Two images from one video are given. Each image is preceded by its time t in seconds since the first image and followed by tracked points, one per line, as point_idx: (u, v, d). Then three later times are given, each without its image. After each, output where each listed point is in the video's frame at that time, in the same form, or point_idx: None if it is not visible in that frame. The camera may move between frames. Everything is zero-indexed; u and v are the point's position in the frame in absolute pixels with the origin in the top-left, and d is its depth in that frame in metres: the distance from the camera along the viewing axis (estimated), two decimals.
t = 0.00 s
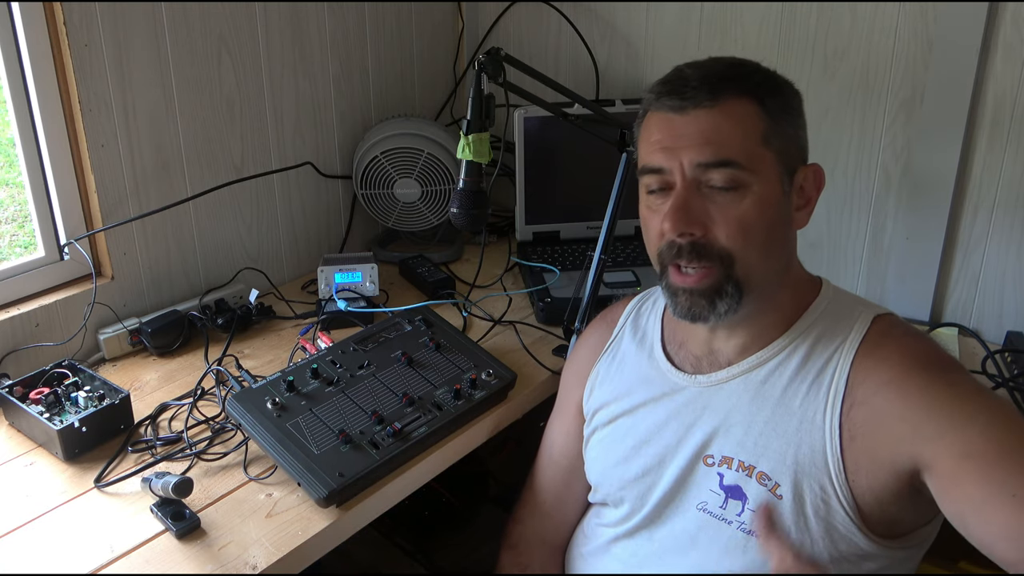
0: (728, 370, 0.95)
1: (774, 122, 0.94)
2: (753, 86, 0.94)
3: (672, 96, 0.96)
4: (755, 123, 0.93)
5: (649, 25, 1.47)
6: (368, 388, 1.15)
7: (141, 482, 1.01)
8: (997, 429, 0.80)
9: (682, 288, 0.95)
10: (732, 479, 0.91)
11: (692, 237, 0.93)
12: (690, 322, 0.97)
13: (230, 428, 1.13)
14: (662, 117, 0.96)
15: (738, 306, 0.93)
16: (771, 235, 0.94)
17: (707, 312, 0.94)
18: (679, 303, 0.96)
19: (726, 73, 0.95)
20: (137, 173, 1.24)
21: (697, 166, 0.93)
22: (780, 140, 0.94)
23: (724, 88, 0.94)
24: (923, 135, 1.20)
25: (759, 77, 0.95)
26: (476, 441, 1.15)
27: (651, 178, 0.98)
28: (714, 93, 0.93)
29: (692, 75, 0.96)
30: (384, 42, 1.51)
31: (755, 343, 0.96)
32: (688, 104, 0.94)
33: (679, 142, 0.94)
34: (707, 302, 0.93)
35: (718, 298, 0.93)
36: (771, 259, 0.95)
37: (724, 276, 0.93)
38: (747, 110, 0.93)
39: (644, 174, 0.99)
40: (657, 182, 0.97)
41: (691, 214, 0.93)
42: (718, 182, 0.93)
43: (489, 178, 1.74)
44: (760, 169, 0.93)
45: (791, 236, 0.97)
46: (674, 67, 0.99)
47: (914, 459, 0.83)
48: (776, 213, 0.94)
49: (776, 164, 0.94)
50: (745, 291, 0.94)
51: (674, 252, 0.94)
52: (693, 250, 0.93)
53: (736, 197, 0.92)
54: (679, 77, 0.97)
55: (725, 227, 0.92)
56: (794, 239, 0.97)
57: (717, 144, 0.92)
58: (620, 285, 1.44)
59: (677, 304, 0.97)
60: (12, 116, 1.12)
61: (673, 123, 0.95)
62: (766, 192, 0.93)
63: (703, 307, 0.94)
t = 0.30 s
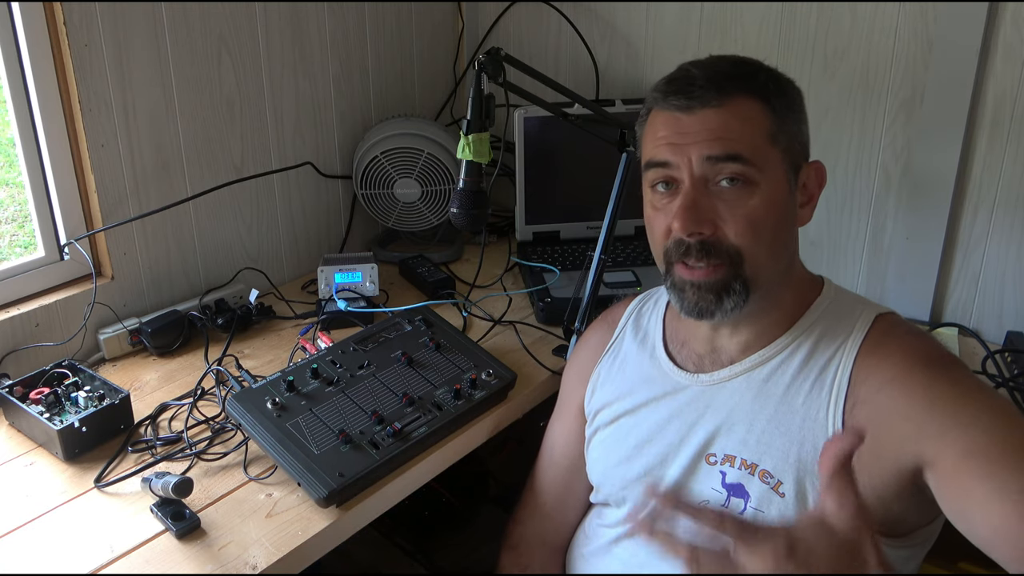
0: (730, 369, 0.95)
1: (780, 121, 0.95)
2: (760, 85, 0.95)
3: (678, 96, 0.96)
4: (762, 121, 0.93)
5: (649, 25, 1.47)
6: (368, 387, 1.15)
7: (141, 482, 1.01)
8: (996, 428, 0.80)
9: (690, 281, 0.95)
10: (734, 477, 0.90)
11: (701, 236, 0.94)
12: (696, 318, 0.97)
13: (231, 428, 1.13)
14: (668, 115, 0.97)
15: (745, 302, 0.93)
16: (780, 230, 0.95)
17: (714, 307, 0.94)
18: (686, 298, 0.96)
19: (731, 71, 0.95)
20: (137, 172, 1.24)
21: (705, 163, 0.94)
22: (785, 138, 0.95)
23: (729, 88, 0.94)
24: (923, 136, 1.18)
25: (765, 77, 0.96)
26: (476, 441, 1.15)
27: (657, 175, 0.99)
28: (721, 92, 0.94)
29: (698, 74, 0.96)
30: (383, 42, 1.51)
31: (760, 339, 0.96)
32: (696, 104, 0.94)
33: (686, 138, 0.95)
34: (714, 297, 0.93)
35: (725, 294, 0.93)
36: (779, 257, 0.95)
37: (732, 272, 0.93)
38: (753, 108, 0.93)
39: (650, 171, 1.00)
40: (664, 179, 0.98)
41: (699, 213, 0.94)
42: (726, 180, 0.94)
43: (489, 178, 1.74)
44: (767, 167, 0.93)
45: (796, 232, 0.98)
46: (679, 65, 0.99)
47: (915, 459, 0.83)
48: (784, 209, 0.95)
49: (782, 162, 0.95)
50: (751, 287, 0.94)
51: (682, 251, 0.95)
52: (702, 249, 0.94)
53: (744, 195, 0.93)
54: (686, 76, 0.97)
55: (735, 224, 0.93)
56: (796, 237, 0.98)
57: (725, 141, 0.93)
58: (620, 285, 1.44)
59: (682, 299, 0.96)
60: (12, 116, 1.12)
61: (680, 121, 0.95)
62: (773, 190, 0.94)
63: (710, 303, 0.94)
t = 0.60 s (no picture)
0: (729, 370, 0.95)
1: (781, 122, 0.95)
2: (761, 86, 0.95)
3: (681, 96, 0.96)
4: (763, 122, 0.94)
5: (649, 25, 1.47)
6: (368, 387, 1.15)
7: (141, 482, 1.01)
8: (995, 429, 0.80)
9: (691, 290, 0.95)
10: (733, 478, 0.91)
11: (703, 237, 0.94)
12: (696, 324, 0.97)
13: (230, 428, 1.13)
14: (669, 116, 0.97)
15: (747, 307, 0.93)
16: (779, 232, 0.95)
17: (715, 314, 0.94)
18: (687, 305, 0.96)
19: (733, 73, 0.95)
20: (137, 172, 1.24)
21: (706, 164, 0.94)
22: (787, 139, 0.95)
23: (730, 89, 0.94)
24: (924, 135, 1.20)
25: (763, 78, 0.95)
26: (475, 441, 1.15)
27: (658, 175, 0.99)
28: (723, 94, 0.94)
29: (700, 75, 0.96)
30: (384, 42, 1.52)
31: (756, 343, 0.95)
32: (698, 105, 0.94)
33: (688, 139, 0.95)
34: (716, 305, 0.94)
35: (727, 300, 0.93)
36: (779, 258, 0.95)
37: (733, 277, 0.93)
38: (755, 109, 0.93)
39: (650, 171, 1.00)
40: (664, 179, 0.98)
41: (701, 213, 0.94)
42: (727, 180, 0.94)
43: (489, 178, 1.74)
44: (769, 168, 0.93)
45: (796, 233, 0.98)
46: (680, 66, 0.99)
47: (914, 460, 0.83)
48: (784, 210, 0.95)
49: (783, 163, 0.95)
50: (753, 291, 0.94)
51: (684, 251, 0.95)
52: (703, 249, 0.94)
53: (746, 196, 0.93)
54: (687, 77, 0.97)
55: (736, 226, 0.93)
56: (796, 238, 0.98)
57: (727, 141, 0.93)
58: (620, 285, 1.44)
59: (683, 306, 0.97)
60: (13, 116, 1.12)
61: (681, 121, 0.96)
62: (775, 191, 0.94)
63: (712, 311, 0.94)
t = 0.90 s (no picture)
0: (729, 371, 0.95)
1: (746, 129, 0.91)
2: (722, 94, 0.91)
3: (640, 107, 0.95)
4: (721, 131, 0.90)
5: (649, 25, 1.47)
6: (368, 388, 1.15)
7: (141, 482, 1.01)
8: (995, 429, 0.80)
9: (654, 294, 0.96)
10: (735, 479, 0.91)
11: (656, 246, 0.94)
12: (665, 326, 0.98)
13: (231, 428, 1.13)
14: (632, 127, 0.96)
15: (705, 316, 0.93)
16: (739, 241, 0.92)
17: (677, 319, 0.95)
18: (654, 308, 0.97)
19: (702, 79, 0.92)
20: (137, 172, 1.24)
21: (658, 176, 0.93)
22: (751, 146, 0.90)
23: (691, 98, 0.91)
24: (923, 135, 1.21)
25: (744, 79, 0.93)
26: (476, 441, 1.15)
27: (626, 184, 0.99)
28: (677, 105, 0.91)
29: (660, 85, 0.94)
30: (384, 42, 1.52)
31: (756, 343, 0.95)
32: (651, 117, 0.93)
33: (643, 151, 0.94)
34: (677, 310, 0.94)
35: (686, 307, 0.94)
36: (738, 268, 0.93)
37: (691, 284, 0.93)
38: (714, 118, 0.90)
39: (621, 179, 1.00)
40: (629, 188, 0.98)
41: (654, 224, 0.93)
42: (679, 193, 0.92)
43: (489, 178, 1.74)
44: (721, 178, 0.90)
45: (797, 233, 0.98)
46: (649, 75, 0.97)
47: (914, 460, 0.83)
48: (750, 221, 0.92)
49: (744, 172, 0.90)
50: (711, 300, 0.93)
51: (645, 260, 0.96)
52: (659, 259, 0.94)
53: (697, 207, 0.91)
54: (648, 87, 0.95)
55: (687, 235, 0.92)
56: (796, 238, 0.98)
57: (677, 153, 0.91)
58: (620, 285, 1.44)
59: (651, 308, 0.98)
60: (12, 116, 1.12)
61: (641, 133, 0.94)
62: (731, 201, 0.91)
63: (672, 316, 0.95)
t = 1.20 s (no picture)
0: (728, 371, 0.95)
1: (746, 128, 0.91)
2: (734, 90, 0.93)
3: (650, 105, 0.96)
4: (734, 129, 0.91)
5: (649, 25, 1.47)
6: (368, 388, 1.15)
7: (141, 482, 1.01)
8: (994, 429, 0.80)
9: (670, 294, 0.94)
10: (733, 479, 0.91)
11: (672, 246, 0.93)
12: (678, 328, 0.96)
13: (230, 428, 1.13)
14: (642, 126, 0.97)
15: (720, 311, 0.93)
16: (755, 239, 0.93)
17: (691, 318, 0.94)
18: (667, 310, 0.96)
19: (707, 79, 0.93)
20: (137, 172, 1.24)
21: (673, 176, 0.93)
22: (762, 142, 0.92)
23: (701, 97, 0.93)
24: (924, 135, 1.21)
25: (744, 78, 0.94)
26: (475, 441, 1.15)
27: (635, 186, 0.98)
28: (689, 102, 0.93)
29: (669, 83, 0.95)
30: (384, 42, 1.52)
31: (755, 343, 0.95)
32: (664, 115, 0.94)
33: (658, 150, 0.94)
34: (690, 308, 0.93)
35: (700, 304, 0.93)
36: (757, 265, 0.93)
37: (707, 280, 0.93)
38: (726, 116, 0.92)
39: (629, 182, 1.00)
40: (640, 190, 0.98)
41: (670, 223, 0.93)
42: (695, 192, 0.92)
43: (489, 178, 1.74)
44: (738, 175, 0.91)
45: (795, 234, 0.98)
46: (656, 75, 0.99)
47: (913, 460, 0.83)
48: (761, 216, 0.93)
49: (757, 169, 0.92)
50: (727, 296, 0.93)
51: (657, 260, 0.95)
52: (675, 259, 0.93)
53: (713, 205, 0.92)
54: (658, 85, 0.96)
55: (705, 234, 0.92)
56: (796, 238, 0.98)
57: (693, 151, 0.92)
58: (620, 285, 1.44)
59: (664, 310, 0.96)
60: (12, 116, 1.12)
61: (653, 132, 0.95)
62: (747, 199, 0.91)
63: (688, 315, 0.94)
